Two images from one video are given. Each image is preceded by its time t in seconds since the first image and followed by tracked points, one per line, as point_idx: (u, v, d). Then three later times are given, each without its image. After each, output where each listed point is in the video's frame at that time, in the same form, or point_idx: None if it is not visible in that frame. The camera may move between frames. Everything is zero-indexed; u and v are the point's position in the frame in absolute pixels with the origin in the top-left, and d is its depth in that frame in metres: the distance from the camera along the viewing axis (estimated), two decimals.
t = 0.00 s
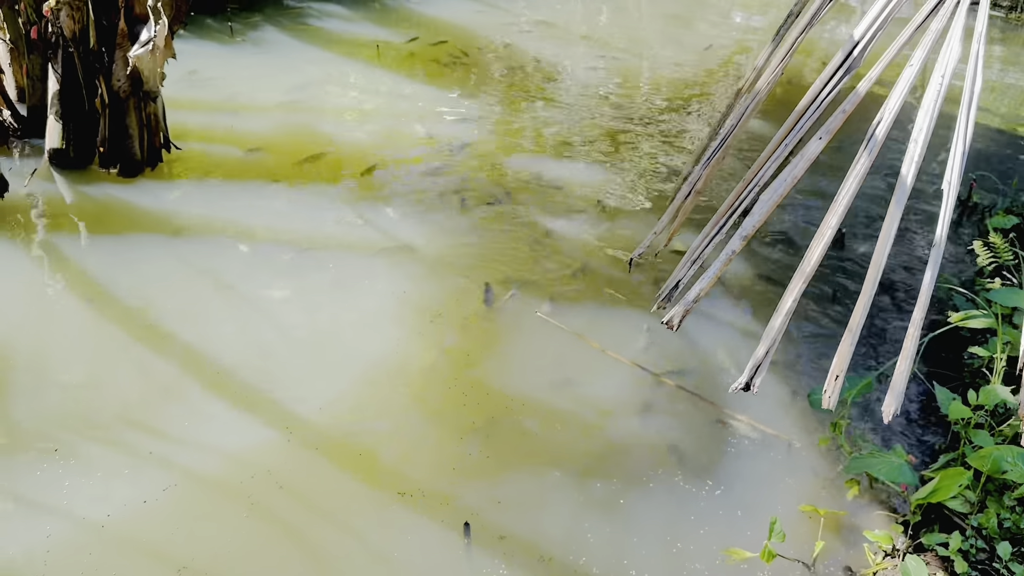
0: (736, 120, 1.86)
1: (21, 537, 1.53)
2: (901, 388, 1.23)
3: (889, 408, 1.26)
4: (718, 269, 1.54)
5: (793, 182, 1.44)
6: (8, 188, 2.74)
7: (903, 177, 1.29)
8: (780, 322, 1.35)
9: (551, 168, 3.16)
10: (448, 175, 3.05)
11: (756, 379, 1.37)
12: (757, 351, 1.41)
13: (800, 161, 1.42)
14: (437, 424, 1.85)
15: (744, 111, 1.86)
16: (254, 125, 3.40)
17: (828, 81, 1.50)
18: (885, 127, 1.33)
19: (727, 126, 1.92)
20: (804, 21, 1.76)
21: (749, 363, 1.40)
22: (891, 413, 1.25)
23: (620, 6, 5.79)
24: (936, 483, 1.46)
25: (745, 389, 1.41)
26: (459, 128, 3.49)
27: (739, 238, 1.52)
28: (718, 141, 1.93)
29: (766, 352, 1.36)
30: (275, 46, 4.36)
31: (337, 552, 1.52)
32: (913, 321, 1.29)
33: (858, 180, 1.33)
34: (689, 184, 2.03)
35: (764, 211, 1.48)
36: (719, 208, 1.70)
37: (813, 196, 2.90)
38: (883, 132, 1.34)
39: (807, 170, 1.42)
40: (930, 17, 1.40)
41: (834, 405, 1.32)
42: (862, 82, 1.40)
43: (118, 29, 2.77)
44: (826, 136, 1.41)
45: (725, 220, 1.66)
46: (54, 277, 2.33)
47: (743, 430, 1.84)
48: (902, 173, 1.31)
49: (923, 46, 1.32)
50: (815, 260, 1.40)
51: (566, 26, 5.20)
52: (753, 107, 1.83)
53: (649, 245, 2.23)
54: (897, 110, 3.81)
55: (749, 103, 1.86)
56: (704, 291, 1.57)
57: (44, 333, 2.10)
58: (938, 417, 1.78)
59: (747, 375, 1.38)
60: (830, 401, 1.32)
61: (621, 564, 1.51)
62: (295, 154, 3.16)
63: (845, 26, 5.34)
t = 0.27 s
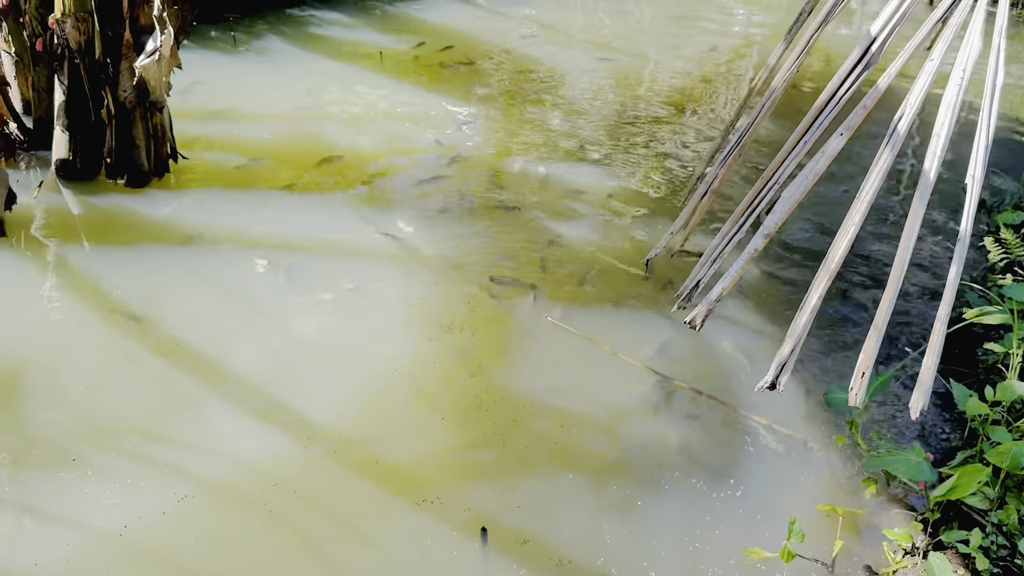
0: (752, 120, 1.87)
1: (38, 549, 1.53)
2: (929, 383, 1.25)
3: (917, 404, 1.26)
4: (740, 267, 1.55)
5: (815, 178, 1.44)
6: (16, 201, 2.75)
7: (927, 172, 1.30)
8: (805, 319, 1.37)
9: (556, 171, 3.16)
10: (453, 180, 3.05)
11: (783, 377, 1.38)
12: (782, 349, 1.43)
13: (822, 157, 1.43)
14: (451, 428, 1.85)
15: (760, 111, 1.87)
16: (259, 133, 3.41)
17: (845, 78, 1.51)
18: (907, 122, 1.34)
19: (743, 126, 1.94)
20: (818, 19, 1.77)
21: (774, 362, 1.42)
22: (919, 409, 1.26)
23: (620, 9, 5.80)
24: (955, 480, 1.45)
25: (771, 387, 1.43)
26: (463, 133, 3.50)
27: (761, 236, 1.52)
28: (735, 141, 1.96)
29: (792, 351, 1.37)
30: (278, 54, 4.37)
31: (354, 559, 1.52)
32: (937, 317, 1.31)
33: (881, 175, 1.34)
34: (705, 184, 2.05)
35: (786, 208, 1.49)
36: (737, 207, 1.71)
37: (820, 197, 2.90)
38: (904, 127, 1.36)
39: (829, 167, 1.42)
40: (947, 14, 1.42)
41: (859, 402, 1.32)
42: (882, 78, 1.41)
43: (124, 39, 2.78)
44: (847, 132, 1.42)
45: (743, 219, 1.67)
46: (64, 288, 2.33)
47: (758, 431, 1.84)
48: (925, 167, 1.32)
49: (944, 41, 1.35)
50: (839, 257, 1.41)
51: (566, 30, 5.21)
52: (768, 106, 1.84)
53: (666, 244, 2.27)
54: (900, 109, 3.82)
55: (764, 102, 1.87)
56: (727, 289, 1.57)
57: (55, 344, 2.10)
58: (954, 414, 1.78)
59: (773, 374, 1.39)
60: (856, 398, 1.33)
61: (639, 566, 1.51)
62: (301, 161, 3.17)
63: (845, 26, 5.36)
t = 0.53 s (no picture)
0: (770, 120, 1.88)
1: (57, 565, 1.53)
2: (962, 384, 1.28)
3: (948, 403, 1.29)
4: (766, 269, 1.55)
5: (839, 177, 1.44)
6: (26, 216, 2.75)
7: (953, 169, 1.30)
8: (834, 320, 1.38)
9: (564, 176, 3.16)
10: (461, 186, 3.05)
11: (812, 378, 1.38)
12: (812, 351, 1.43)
13: (846, 156, 1.43)
14: (467, 436, 1.85)
15: (778, 111, 1.88)
16: (265, 144, 3.42)
17: (866, 75, 1.50)
18: (932, 118, 1.34)
19: (761, 127, 1.96)
20: (835, 18, 1.78)
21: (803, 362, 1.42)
22: (950, 411, 1.28)
23: (623, 13, 5.81)
24: (978, 479, 1.44)
25: (800, 389, 1.43)
26: (470, 140, 3.50)
27: (786, 237, 1.53)
28: (754, 142, 1.98)
29: (820, 351, 1.37)
30: (283, 65, 4.38)
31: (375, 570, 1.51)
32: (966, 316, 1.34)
33: (907, 173, 1.34)
34: (723, 185, 2.05)
35: (810, 207, 1.49)
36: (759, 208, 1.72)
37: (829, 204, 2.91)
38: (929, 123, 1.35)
39: (853, 165, 1.43)
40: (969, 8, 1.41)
41: (890, 402, 1.33)
42: (905, 75, 1.41)
43: (131, 53, 2.78)
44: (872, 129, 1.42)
45: (765, 219, 1.67)
46: (76, 302, 2.34)
47: (777, 432, 1.83)
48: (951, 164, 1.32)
49: (968, 36, 1.34)
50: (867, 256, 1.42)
51: (568, 34, 5.22)
52: (787, 106, 1.86)
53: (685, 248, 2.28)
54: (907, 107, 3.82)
55: (782, 102, 1.88)
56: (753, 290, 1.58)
57: (70, 359, 2.10)
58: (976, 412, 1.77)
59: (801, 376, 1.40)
60: (886, 398, 1.34)
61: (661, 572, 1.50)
62: (308, 171, 3.17)
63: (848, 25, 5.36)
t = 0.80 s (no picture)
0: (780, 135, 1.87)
1: None
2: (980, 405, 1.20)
3: (967, 424, 1.22)
4: (779, 291, 1.52)
5: (851, 198, 1.42)
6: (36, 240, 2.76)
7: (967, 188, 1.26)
8: (849, 341, 1.33)
9: (569, 186, 3.17)
10: (467, 200, 3.07)
11: (830, 401, 1.34)
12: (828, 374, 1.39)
13: (858, 177, 1.41)
14: (480, 454, 1.85)
15: (787, 127, 1.88)
16: (271, 162, 3.44)
17: (875, 92, 1.49)
18: (944, 139, 1.31)
19: (770, 143, 1.94)
20: (843, 35, 1.80)
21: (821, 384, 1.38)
22: (969, 431, 1.21)
23: (623, 20, 5.83)
24: (995, 488, 1.43)
25: (818, 412, 1.39)
26: (474, 152, 3.51)
27: (800, 257, 1.52)
28: (762, 160, 1.96)
29: (839, 373, 1.34)
30: (287, 82, 4.41)
31: None
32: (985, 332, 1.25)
33: (920, 194, 1.30)
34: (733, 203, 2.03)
35: (824, 228, 1.48)
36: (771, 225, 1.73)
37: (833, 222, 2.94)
38: (941, 143, 1.32)
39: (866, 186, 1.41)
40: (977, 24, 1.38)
41: (908, 423, 1.25)
42: (914, 93, 1.39)
43: (138, 76, 2.80)
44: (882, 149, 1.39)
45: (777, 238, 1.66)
46: (88, 325, 2.34)
47: (792, 443, 1.83)
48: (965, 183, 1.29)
49: (977, 55, 1.29)
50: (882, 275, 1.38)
51: (570, 43, 5.23)
52: (795, 123, 1.84)
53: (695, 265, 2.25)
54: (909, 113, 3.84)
55: (791, 118, 1.88)
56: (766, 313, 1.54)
57: (83, 383, 2.10)
58: (991, 419, 1.77)
59: (820, 399, 1.36)
60: (905, 419, 1.25)
61: None
62: (315, 188, 3.19)
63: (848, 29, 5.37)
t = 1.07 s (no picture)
0: (794, 142, 1.86)
1: None
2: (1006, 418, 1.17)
3: (994, 437, 1.20)
4: (799, 304, 1.50)
5: (869, 208, 1.40)
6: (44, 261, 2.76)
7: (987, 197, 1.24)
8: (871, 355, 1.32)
9: (575, 192, 3.16)
10: (474, 208, 3.06)
11: (853, 417, 1.33)
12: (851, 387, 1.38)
13: (876, 186, 1.40)
14: (494, 467, 1.84)
15: (802, 134, 1.87)
16: (277, 175, 3.44)
17: (890, 100, 1.47)
18: (963, 147, 1.28)
19: (785, 151, 1.93)
20: (854, 41, 1.81)
21: (843, 400, 1.36)
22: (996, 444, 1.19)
23: (624, 23, 5.83)
24: (1017, 492, 1.41)
25: (842, 427, 1.38)
26: (480, 160, 3.51)
27: (819, 270, 1.50)
28: (776, 167, 1.94)
29: (860, 388, 1.32)
30: (291, 94, 4.42)
31: None
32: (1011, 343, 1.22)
33: (940, 203, 1.28)
34: (748, 212, 2.01)
35: (842, 239, 1.46)
36: (787, 236, 1.71)
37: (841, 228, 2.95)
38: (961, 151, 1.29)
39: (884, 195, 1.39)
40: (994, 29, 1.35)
41: (932, 438, 1.24)
42: (931, 101, 1.37)
43: (142, 93, 2.80)
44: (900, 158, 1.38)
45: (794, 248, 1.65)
46: (99, 345, 2.34)
47: (808, 449, 1.82)
48: (985, 192, 1.26)
49: (994, 60, 1.25)
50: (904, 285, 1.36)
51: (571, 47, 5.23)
52: (809, 129, 1.84)
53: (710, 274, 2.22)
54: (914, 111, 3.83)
55: (805, 125, 1.88)
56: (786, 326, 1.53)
57: (96, 403, 2.10)
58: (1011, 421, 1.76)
59: (842, 414, 1.35)
60: (929, 434, 1.24)
61: None
62: (321, 200, 3.19)
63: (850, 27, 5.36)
